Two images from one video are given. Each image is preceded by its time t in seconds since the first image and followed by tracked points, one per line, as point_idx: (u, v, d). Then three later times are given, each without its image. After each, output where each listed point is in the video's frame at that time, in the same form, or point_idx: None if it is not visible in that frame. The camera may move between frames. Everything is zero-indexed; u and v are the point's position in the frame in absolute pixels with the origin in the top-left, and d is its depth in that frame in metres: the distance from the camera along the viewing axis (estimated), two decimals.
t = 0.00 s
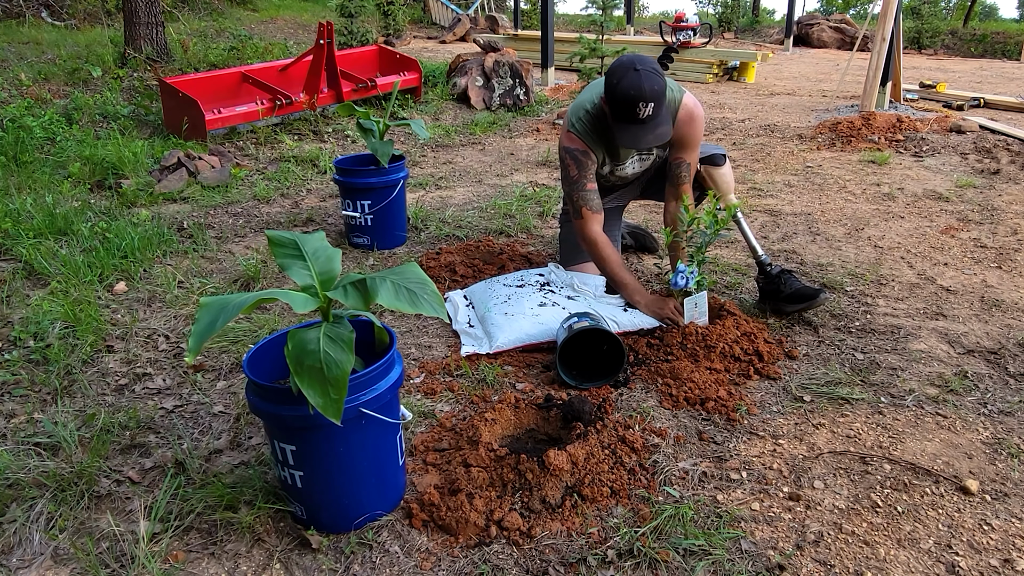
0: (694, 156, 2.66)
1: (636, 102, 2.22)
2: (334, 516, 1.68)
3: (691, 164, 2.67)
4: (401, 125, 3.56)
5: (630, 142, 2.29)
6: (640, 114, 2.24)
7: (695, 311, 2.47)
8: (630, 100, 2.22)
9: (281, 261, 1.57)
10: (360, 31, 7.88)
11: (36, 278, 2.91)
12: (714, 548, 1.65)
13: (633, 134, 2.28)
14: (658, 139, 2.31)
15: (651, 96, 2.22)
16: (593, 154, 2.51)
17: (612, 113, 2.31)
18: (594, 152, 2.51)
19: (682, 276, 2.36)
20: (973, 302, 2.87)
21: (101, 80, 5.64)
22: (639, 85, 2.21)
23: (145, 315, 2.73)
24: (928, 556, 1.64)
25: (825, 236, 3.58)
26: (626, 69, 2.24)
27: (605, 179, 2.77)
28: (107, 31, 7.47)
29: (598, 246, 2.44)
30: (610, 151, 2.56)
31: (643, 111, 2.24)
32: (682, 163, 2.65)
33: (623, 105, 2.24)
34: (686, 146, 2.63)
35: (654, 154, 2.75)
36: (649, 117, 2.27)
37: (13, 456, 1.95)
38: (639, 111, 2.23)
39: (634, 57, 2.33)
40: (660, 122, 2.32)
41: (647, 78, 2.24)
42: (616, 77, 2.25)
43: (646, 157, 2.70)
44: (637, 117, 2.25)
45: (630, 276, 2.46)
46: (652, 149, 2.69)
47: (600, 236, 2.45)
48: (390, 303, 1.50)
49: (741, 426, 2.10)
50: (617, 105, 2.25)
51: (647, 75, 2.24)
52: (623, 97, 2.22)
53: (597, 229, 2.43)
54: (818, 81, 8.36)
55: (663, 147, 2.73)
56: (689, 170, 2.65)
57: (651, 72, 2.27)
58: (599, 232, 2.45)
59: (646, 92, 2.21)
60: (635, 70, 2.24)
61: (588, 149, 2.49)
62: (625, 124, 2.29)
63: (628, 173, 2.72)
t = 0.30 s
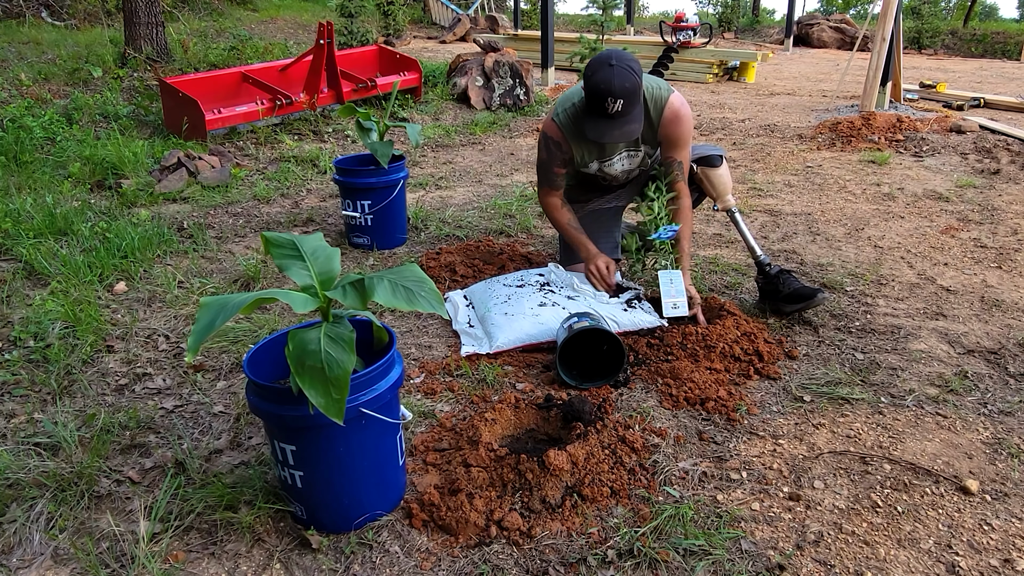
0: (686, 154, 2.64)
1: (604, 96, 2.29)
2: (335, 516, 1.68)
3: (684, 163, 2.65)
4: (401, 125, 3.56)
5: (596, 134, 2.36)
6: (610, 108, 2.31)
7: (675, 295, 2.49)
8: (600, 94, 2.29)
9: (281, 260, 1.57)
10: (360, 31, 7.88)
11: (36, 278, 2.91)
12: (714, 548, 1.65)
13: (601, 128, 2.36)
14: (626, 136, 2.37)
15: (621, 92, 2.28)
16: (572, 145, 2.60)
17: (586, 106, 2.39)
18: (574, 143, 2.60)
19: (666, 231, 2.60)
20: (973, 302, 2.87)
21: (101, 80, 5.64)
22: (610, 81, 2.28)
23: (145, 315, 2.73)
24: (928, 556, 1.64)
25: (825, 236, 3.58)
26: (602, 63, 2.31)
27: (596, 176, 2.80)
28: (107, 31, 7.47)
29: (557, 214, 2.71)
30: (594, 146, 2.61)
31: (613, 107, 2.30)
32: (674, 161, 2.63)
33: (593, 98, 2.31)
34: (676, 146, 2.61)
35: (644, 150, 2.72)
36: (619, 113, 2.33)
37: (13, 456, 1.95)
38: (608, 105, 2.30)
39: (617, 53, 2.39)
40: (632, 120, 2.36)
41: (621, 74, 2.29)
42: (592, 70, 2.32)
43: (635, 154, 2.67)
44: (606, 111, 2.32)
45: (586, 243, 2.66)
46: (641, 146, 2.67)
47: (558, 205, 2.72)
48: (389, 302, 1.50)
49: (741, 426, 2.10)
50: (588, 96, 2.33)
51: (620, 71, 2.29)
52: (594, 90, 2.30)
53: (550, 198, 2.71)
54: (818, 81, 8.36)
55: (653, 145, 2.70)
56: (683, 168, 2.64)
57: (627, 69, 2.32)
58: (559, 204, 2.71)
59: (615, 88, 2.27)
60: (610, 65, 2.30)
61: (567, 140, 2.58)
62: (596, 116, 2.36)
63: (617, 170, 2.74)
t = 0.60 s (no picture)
0: (680, 149, 2.62)
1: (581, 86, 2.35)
2: (335, 516, 1.68)
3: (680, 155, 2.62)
4: (401, 125, 3.56)
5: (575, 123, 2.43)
6: (589, 97, 2.36)
7: (674, 295, 2.51)
8: (578, 83, 2.36)
9: (281, 259, 1.57)
10: (361, 31, 7.88)
11: (36, 278, 2.91)
12: (714, 548, 1.65)
13: (580, 116, 2.42)
14: (605, 124, 2.42)
15: (598, 80, 2.34)
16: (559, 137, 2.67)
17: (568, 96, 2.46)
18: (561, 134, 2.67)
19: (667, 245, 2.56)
20: (973, 302, 2.87)
21: (101, 80, 5.64)
22: (588, 69, 2.34)
23: (145, 315, 2.73)
24: (928, 556, 1.64)
25: (825, 236, 3.58)
26: (582, 53, 2.38)
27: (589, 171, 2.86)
28: (107, 31, 7.47)
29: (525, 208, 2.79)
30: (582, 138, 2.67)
31: (590, 95, 2.37)
32: (668, 156, 2.61)
33: (572, 88, 2.39)
34: (666, 140, 2.61)
35: (633, 144, 2.74)
36: (597, 102, 2.39)
37: (13, 456, 1.95)
38: (586, 94, 2.36)
39: (600, 45, 2.45)
40: (611, 108, 2.42)
41: (599, 63, 2.35)
42: (572, 60, 2.40)
43: (624, 148, 2.74)
44: (584, 99, 2.38)
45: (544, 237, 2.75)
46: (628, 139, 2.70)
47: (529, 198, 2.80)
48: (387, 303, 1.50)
49: (741, 426, 2.10)
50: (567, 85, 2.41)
51: (598, 60, 2.35)
52: (572, 79, 2.37)
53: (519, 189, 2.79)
54: (818, 81, 8.36)
55: (642, 139, 2.73)
56: (679, 162, 2.59)
57: (606, 58, 2.38)
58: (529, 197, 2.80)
59: (592, 76, 2.34)
60: (587, 54, 2.36)
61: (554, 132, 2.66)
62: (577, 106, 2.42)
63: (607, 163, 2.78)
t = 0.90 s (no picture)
0: (663, 130, 2.66)
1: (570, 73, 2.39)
2: (334, 516, 1.68)
3: (662, 138, 2.66)
4: (401, 125, 3.56)
5: (565, 111, 2.45)
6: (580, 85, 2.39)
7: (676, 299, 2.55)
8: (568, 71, 2.39)
9: (281, 259, 1.57)
10: (360, 31, 7.88)
11: (36, 278, 2.91)
12: (714, 548, 1.65)
13: (569, 104, 2.44)
14: (595, 110, 2.44)
15: (586, 67, 2.38)
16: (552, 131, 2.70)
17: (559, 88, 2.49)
18: (554, 128, 2.69)
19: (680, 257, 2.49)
20: (973, 302, 2.87)
21: (101, 80, 5.64)
22: (576, 57, 2.38)
23: (145, 315, 2.73)
24: (928, 556, 1.64)
25: (825, 236, 3.58)
26: (570, 42, 2.42)
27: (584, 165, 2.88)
28: (107, 31, 7.47)
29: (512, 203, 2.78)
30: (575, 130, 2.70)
31: (579, 82, 2.40)
32: (650, 136, 2.65)
33: (563, 76, 2.42)
34: (652, 122, 2.64)
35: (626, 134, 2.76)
36: (586, 89, 2.41)
37: (13, 456, 1.95)
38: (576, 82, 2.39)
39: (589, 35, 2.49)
40: (601, 95, 2.44)
41: (588, 51, 2.39)
42: (560, 51, 2.44)
43: (615, 137, 2.76)
44: (574, 87, 2.41)
45: (521, 235, 2.71)
46: (620, 130, 2.72)
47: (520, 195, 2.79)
48: (389, 303, 1.51)
49: (741, 426, 2.10)
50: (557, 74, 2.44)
51: (586, 48, 2.39)
52: (561, 68, 2.41)
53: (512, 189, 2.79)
54: (818, 81, 8.35)
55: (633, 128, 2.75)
56: (659, 143, 2.64)
57: (594, 46, 2.42)
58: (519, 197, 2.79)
59: (581, 63, 2.37)
60: (576, 42, 2.40)
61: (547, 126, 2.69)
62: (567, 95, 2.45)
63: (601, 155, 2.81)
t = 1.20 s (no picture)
0: (652, 144, 2.69)
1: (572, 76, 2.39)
2: (335, 516, 1.68)
3: (649, 150, 2.69)
4: (401, 125, 3.56)
5: (566, 113, 2.45)
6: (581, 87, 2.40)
7: (678, 299, 2.56)
8: (570, 74, 2.39)
9: (275, 264, 1.56)
10: (360, 31, 7.88)
11: (36, 278, 2.91)
12: (714, 548, 1.65)
13: (571, 108, 2.45)
14: (597, 114, 2.45)
15: (589, 70, 2.38)
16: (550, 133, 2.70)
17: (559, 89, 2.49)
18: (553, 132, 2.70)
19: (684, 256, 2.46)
20: (973, 302, 2.87)
21: (101, 80, 5.64)
22: (579, 60, 2.38)
23: (145, 315, 2.73)
24: (928, 556, 1.64)
25: (825, 236, 3.58)
26: (572, 45, 2.42)
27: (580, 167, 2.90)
28: (107, 31, 7.48)
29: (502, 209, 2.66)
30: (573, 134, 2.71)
31: (582, 85, 2.40)
32: (638, 147, 2.68)
33: (563, 79, 2.42)
34: (644, 133, 2.66)
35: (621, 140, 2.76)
36: (588, 92, 2.42)
37: (13, 456, 1.95)
38: (577, 84, 2.39)
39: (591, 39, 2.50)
40: (602, 98, 2.45)
41: (589, 54, 2.39)
42: (562, 54, 2.44)
43: (610, 144, 2.77)
44: (576, 90, 2.41)
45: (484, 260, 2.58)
46: (616, 136, 2.73)
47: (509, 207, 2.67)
48: (391, 304, 1.51)
49: (741, 426, 2.10)
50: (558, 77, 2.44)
51: (589, 52, 2.39)
52: (564, 71, 2.41)
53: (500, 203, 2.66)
54: (818, 81, 8.35)
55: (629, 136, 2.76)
56: (644, 156, 2.68)
57: (596, 49, 2.42)
58: (510, 209, 2.67)
59: (584, 67, 2.38)
60: (578, 46, 2.40)
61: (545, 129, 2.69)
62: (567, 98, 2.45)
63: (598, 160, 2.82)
